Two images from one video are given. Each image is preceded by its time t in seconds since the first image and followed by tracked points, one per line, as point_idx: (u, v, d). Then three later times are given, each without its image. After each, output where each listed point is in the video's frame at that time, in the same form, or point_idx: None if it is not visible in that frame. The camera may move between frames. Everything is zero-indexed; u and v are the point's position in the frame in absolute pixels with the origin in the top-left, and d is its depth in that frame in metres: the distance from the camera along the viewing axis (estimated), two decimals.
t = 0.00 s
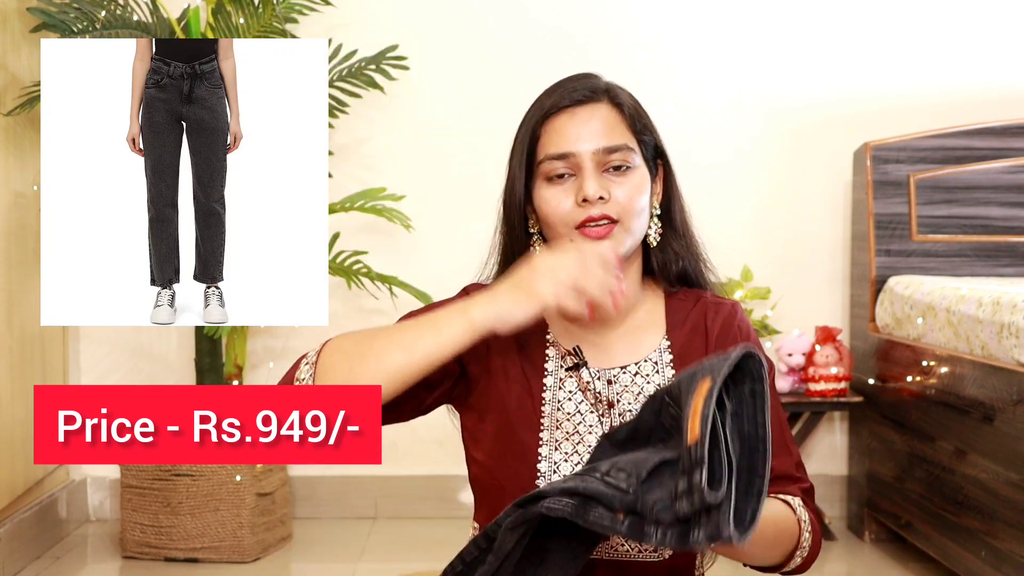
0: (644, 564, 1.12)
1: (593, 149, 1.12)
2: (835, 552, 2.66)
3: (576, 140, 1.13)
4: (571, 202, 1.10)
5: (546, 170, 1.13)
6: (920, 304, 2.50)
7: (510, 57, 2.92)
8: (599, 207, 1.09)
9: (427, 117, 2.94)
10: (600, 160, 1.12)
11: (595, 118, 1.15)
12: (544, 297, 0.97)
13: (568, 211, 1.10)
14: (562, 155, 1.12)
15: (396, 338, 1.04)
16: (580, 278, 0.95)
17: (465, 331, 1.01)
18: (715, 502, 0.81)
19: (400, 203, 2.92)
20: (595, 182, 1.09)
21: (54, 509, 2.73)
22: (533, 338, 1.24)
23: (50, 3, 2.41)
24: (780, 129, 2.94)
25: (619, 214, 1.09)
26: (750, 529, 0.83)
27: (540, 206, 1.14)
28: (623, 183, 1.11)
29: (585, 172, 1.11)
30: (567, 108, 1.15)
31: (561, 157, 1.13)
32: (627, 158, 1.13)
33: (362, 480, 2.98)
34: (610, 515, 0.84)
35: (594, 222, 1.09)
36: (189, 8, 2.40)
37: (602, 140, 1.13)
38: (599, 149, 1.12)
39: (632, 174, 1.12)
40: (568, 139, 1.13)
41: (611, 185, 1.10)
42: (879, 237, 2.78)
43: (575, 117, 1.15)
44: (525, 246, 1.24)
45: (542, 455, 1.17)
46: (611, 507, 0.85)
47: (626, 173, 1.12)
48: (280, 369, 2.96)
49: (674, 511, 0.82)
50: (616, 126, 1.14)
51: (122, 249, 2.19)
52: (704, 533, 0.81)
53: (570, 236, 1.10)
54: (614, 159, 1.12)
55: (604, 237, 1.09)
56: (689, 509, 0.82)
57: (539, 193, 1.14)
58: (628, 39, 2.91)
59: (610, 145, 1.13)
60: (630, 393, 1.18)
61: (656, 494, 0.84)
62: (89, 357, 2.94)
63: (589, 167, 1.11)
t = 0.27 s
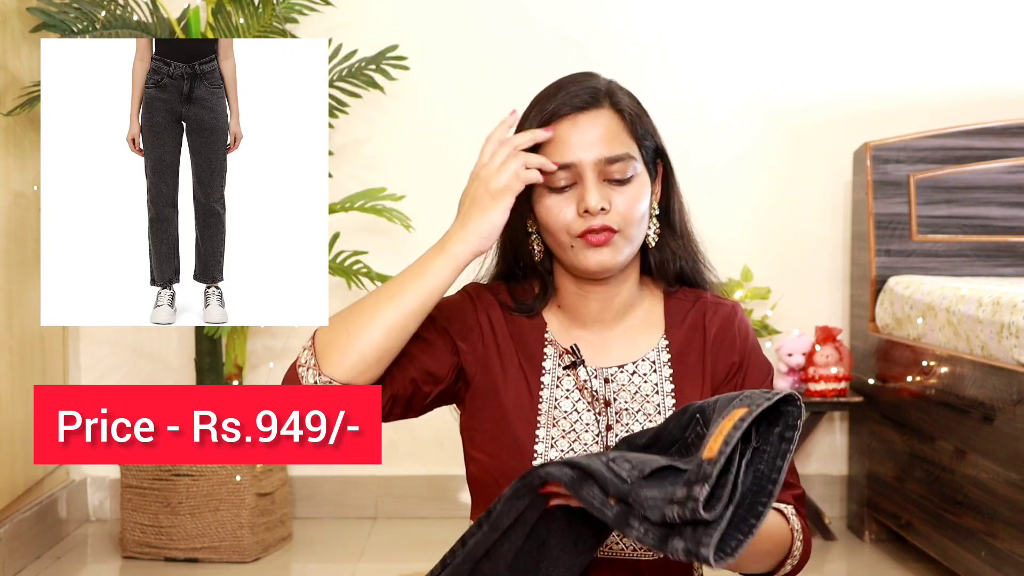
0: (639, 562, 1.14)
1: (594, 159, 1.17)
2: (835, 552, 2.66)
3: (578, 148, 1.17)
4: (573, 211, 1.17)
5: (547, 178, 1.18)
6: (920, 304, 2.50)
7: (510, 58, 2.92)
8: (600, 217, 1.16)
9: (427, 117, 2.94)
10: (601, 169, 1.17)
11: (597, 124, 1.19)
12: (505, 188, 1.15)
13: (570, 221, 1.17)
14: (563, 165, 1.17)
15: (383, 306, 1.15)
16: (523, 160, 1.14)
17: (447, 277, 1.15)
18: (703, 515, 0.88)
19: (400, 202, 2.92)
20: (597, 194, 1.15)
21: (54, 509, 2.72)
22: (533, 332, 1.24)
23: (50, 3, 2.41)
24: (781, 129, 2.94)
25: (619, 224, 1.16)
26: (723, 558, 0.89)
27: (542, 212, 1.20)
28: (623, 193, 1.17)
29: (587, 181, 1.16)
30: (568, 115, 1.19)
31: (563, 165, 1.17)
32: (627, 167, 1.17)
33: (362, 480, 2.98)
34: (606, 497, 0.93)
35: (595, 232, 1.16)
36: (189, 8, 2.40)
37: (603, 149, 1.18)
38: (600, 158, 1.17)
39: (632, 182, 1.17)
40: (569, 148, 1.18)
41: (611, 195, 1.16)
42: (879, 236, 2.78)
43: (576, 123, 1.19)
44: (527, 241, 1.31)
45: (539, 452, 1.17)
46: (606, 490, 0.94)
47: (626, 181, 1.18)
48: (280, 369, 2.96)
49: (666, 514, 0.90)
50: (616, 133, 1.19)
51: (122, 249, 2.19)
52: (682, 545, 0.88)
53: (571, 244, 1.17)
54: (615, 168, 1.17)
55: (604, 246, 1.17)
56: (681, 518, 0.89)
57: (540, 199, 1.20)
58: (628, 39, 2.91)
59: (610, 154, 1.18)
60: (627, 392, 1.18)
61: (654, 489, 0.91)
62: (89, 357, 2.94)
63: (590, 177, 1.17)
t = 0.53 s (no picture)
0: (638, 562, 1.15)
1: (601, 163, 1.17)
2: (835, 552, 2.66)
3: (584, 152, 1.17)
4: (577, 214, 1.17)
5: (553, 179, 1.18)
6: (920, 304, 2.51)
7: (510, 57, 2.92)
8: (605, 222, 1.16)
9: (427, 117, 2.94)
10: (608, 173, 1.17)
11: (604, 128, 1.18)
12: (492, 195, 1.18)
13: (574, 224, 1.17)
14: (570, 168, 1.17)
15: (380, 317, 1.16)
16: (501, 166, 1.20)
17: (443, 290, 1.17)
18: (702, 431, 0.86)
19: (400, 202, 2.92)
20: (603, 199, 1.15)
21: (54, 509, 2.73)
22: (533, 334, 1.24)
23: (50, 3, 2.41)
24: (781, 129, 2.94)
25: (623, 229, 1.16)
26: (726, 479, 0.87)
27: (546, 214, 1.20)
28: (628, 198, 1.17)
29: (593, 186, 1.17)
30: (577, 117, 1.19)
31: (569, 167, 1.17)
32: (633, 173, 1.17)
33: (363, 480, 2.98)
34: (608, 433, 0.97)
35: (599, 236, 1.17)
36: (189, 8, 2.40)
37: (609, 154, 1.17)
38: (607, 163, 1.17)
39: (637, 187, 1.17)
40: (577, 151, 1.17)
41: (617, 201, 1.16)
42: (879, 237, 2.78)
43: (584, 127, 1.18)
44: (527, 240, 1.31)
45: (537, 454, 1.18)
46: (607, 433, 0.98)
47: (632, 186, 1.18)
48: (280, 369, 2.96)
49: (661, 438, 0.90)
50: (624, 138, 1.18)
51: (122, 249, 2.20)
52: (679, 466, 0.87)
53: (574, 247, 1.17)
54: (621, 173, 1.17)
55: (608, 251, 1.17)
56: (677, 437, 0.88)
57: (544, 200, 1.20)
58: (629, 39, 2.91)
59: (617, 159, 1.17)
60: (626, 392, 1.18)
61: (652, 426, 0.94)
62: (89, 357, 2.94)
63: (596, 181, 1.17)
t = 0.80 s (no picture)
0: (639, 560, 1.15)
1: (615, 161, 1.17)
2: (835, 551, 2.66)
3: (599, 148, 1.17)
4: (587, 210, 1.17)
5: (565, 173, 1.18)
6: (920, 304, 2.51)
7: (510, 58, 2.92)
8: (614, 220, 1.16)
9: (427, 117, 2.94)
10: (620, 172, 1.17)
11: (621, 126, 1.18)
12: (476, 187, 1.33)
13: (582, 220, 1.17)
14: (583, 163, 1.17)
15: (373, 281, 1.22)
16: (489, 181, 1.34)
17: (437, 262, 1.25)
18: (767, 390, 0.93)
19: (400, 202, 2.92)
20: (614, 197, 1.15)
21: (55, 509, 2.73)
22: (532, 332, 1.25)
23: (50, 2, 2.41)
24: (781, 130, 2.94)
25: (630, 229, 1.17)
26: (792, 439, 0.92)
27: (554, 207, 1.20)
28: (639, 199, 1.17)
29: (604, 183, 1.17)
30: (595, 114, 1.19)
31: (584, 162, 1.18)
32: (644, 175, 1.17)
33: (363, 480, 2.98)
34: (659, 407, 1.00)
35: (606, 234, 1.17)
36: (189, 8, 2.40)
37: (624, 153, 1.17)
38: (620, 162, 1.17)
39: (648, 190, 1.18)
40: (591, 148, 1.18)
41: (627, 200, 1.16)
42: (879, 237, 2.78)
43: (600, 124, 1.18)
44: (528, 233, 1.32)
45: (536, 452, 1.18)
46: (657, 409, 1.00)
47: (642, 187, 1.18)
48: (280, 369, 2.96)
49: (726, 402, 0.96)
50: (639, 138, 1.18)
51: (122, 249, 2.19)
52: (746, 427, 0.92)
53: (578, 243, 1.18)
54: (634, 174, 1.17)
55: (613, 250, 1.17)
56: (742, 401, 0.94)
57: (554, 194, 1.20)
58: (629, 39, 2.91)
59: (631, 159, 1.17)
60: (626, 392, 1.18)
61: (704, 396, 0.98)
62: (89, 357, 2.94)
63: (609, 179, 1.17)
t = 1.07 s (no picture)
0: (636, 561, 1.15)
1: (624, 164, 1.17)
2: (835, 551, 2.66)
3: (609, 149, 1.17)
4: (591, 209, 1.18)
5: (574, 168, 1.19)
6: (920, 304, 2.51)
7: (510, 57, 2.92)
8: (617, 222, 1.17)
9: (426, 116, 2.94)
10: (628, 176, 1.17)
11: (635, 130, 1.18)
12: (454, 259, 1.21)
13: (585, 218, 1.18)
14: (593, 162, 1.17)
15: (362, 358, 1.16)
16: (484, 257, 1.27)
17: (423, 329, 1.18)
18: (871, 398, 0.88)
19: (400, 202, 2.92)
20: (618, 200, 1.16)
21: (54, 509, 2.72)
22: (532, 336, 1.24)
23: (50, 2, 2.41)
24: (781, 129, 2.94)
25: (630, 233, 1.17)
26: (887, 453, 0.88)
27: (558, 202, 1.21)
28: (643, 204, 1.18)
29: (611, 185, 1.17)
30: (612, 114, 1.19)
31: (593, 161, 1.18)
32: (651, 181, 1.18)
33: (363, 480, 2.98)
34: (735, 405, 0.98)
35: (607, 236, 1.18)
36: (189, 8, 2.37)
37: (634, 157, 1.17)
38: (630, 166, 1.17)
39: (653, 196, 1.18)
40: (601, 149, 1.18)
41: (631, 205, 1.17)
42: (879, 236, 2.78)
43: (614, 125, 1.18)
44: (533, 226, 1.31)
45: (535, 454, 1.17)
46: (746, 398, 0.99)
47: (648, 193, 1.18)
48: (280, 369, 2.96)
49: (819, 402, 0.93)
50: (651, 144, 1.18)
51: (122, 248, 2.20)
52: (841, 433, 0.88)
53: (579, 241, 1.19)
54: (641, 179, 1.17)
55: (613, 252, 1.18)
56: (838, 403, 0.90)
57: (561, 188, 1.20)
58: (628, 39, 2.91)
59: (641, 164, 1.17)
60: (624, 393, 1.19)
61: (800, 390, 0.96)
62: (89, 357, 2.94)
63: (616, 181, 1.17)
